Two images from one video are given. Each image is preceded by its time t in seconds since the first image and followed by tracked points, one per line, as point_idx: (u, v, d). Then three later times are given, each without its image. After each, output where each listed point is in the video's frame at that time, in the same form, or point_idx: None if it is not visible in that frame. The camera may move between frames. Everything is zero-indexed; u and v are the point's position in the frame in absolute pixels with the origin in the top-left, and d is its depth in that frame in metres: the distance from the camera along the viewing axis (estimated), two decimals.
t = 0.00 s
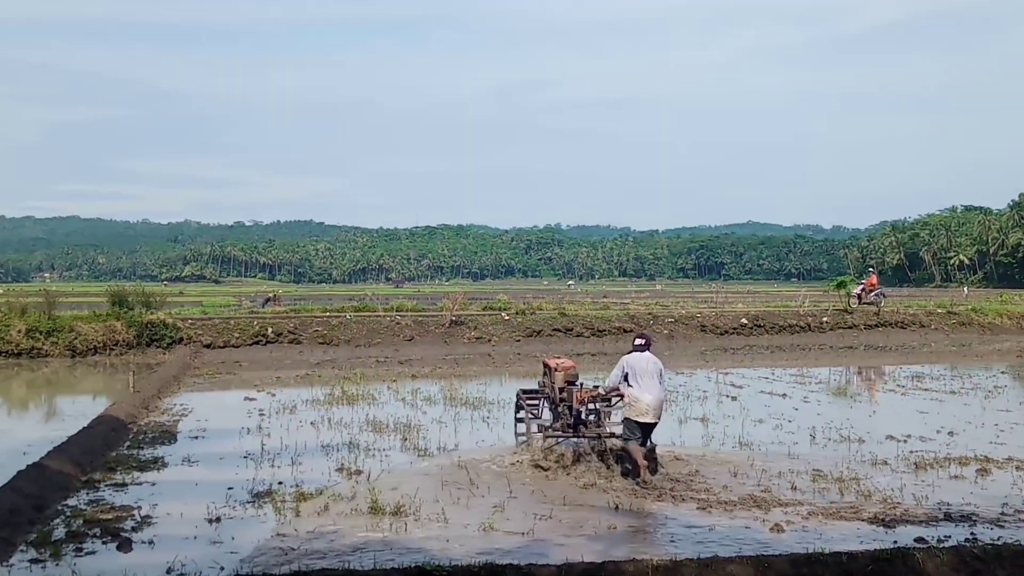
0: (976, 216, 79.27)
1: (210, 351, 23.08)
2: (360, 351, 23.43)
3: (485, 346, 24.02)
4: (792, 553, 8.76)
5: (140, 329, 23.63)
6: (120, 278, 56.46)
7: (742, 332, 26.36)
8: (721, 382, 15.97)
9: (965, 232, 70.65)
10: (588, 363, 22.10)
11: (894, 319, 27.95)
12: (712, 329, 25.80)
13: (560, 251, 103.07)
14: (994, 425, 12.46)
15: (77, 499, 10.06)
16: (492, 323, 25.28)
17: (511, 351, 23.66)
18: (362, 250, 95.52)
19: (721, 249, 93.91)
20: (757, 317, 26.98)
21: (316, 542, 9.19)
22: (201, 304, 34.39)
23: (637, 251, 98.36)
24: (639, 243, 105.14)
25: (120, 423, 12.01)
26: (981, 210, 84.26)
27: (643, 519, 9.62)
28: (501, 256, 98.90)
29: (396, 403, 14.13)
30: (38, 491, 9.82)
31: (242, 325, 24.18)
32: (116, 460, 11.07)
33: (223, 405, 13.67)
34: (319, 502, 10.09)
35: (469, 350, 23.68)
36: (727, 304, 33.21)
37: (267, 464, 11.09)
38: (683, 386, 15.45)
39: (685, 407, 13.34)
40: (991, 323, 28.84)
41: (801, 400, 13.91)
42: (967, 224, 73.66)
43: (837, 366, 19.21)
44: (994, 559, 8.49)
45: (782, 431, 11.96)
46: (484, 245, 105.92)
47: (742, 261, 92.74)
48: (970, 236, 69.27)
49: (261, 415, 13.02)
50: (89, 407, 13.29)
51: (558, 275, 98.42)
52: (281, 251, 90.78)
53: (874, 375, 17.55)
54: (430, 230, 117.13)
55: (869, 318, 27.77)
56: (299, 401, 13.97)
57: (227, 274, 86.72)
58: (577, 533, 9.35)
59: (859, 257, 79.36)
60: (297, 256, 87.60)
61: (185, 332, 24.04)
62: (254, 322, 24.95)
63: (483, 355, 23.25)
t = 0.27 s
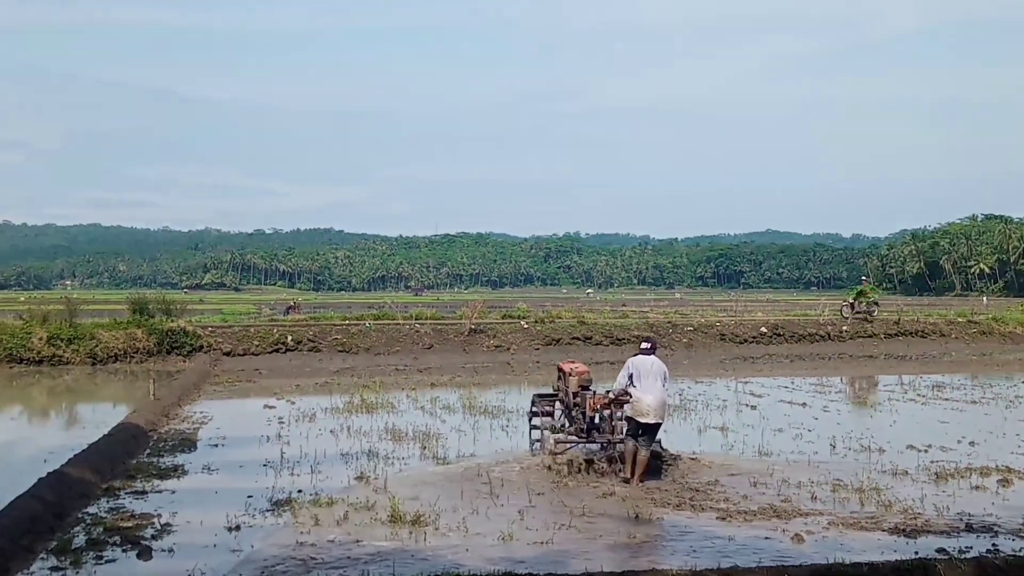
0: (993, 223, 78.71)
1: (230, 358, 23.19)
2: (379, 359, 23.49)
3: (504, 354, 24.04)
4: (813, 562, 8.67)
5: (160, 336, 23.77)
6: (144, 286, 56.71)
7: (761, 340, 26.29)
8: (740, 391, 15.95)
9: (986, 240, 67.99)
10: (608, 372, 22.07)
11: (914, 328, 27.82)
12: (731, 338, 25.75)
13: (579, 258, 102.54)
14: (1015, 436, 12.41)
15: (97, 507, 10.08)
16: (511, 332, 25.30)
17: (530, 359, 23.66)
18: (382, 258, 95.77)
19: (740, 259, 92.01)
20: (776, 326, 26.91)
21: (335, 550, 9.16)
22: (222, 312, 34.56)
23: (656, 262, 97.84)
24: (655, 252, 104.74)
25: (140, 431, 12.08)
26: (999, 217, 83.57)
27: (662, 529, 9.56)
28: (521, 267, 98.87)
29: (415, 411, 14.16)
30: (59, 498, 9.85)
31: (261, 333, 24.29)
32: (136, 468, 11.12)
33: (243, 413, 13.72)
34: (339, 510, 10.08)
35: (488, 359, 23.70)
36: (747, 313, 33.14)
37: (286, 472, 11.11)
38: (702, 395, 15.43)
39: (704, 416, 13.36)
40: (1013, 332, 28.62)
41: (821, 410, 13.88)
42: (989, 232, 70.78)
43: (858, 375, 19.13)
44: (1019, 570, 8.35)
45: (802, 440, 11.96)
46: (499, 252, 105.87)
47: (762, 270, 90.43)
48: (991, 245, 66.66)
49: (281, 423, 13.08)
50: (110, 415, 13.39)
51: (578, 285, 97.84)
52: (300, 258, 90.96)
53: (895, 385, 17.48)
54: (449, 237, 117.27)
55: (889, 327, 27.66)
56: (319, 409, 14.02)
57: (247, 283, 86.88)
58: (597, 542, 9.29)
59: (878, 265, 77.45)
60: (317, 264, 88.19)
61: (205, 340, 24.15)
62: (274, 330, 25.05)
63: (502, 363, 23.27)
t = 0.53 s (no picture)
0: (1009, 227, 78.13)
1: (248, 366, 23.28)
2: (397, 367, 23.53)
3: (522, 362, 24.03)
4: (832, 570, 8.61)
5: (179, 344, 23.88)
6: (164, 294, 56.90)
7: (779, 348, 26.21)
8: (757, 399, 15.92)
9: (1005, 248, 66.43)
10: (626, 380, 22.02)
11: (933, 336, 27.69)
12: (749, 347, 25.70)
13: (595, 266, 101.96)
14: None
15: (116, 514, 10.11)
16: (528, 340, 25.30)
17: (548, 368, 23.64)
18: (398, 265, 95.97)
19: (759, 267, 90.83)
20: (794, 334, 26.82)
21: (353, 557, 9.15)
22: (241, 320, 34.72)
23: (673, 268, 97.44)
24: (671, 258, 104.27)
25: (158, 438, 12.13)
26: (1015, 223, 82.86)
27: (681, 538, 9.52)
28: (538, 272, 98.27)
29: (433, 419, 14.18)
30: (78, 506, 9.87)
31: (279, 341, 24.37)
32: (154, 476, 11.16)
33: (261, 421, 13.77)
34: (356, 518, 10.08)
35: (506, 367, 23.69)
36: (763, 321, 33.07)
37: (304, 481, 11.13)
38: (720, 404, 15.42)
39: (720, 425, 13.36)
40: None
41: (839, 419, 13.85)
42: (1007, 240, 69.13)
43: (878, 385, 19.04)
44: None
45: (820, 449, 11.96)
46: (512, 257, 105.81)
47: (780, 278, 89.03)
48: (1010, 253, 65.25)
49: (299, 431, 13.13)
50: (129, 422, 13.47)
51: (595, 292, 97.52)
52: (317, 266, 91.11)
53: (915, 395, 17.39)
54: (467, 244, 117.20)
55: (907, 335, 27.55)
56: (337, 417, 14.05)
57: (265, 290, 86.99)
58: (614, 549, 9.24)
59: (896, 273, 76.14)
60: (335, 272, 88.42)
61: (224, 347, 24.24)
62: (292, 337, 25.12)
63: (520, 372, 23.27)
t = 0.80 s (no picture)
0: None
1: (264, 374, 23.34)
2: (413, 375, 23.54)
3: (538, 370, 24.01)
4: None
5: (195, 351, 23.96)
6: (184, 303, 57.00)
7: (796, 356, 26.12)
8: (775, 407, 15.87)
9: None
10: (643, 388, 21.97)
11: (951, 344, 27.55)
12: (765, 355, 25.64)
13: (610, 274, 101.73)
14: None
15: (133, 522, 10.12)
16: (543, 348, 25.29)
17: (564, 376, 23.62)
18: (412, 272, 95.93)
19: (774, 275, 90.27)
20: (811, 342, 26.74)
21: (368, 564, 9.11)
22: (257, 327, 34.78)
23: (689, 276, 97.09)
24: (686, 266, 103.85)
25: (175, 446, 12.17)
26: None
27: (697, 545, 9.46)
28: (554, 281, 98.14)
29: (449, 428, 14.18)
30: (95, 513, 9.89)
31: (295, 348, 24.44)
32: (170, 483, 11.19)
33: (277, 429, 13.80)
34: (371, 526, 10.06)
35: (522, 375, 23.68)
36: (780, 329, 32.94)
37: (319, 489, 11.15)
38: (737, 412, 15.39)
39: (737, 433, 13.35)
40: None
41: (856, 427, 13.81)
42: None
43: (896, 393, 18.95)
44: None
45: (837, 458, 11.93)
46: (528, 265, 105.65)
47: (795, 286, 88.45)
48: None
49: (315, 439, 13.15)
50: (146, 430, 13.53)
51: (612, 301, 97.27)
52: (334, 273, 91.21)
53: (933, 404, 17.31)
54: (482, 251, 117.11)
55: (924, 343, 27.45)
56: (353, 425, 14.07)
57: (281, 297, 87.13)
58: (631, 556, 9.18)
59: (913, 282, 75.37)
60: (351, 279, 88.62)
61: (240, 355, 24.30)
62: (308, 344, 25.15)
63: (535, 380, 23.24)
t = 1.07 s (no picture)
0: None
1: (279, 381, 23.41)
2: (427, 383, 23.57)
3: (552, 378, 24.01)
4: None
5: (210, 359, 24.04)
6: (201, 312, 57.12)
7: (810, 364, 26.07)
8: (791, 415, 15.85)
9: None
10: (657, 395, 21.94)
11: (967, 352, 27.44)
12: (780, 362, 25.59)
13: (624, 282, 101.48)
14: None
15: (148, 529, 10.14)
16: (558, 355, 25.30)
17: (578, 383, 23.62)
18: (425, 279, 96.07)
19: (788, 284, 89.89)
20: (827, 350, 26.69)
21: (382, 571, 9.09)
22: (272, 335, 34.85)
23: (702, 283, 96.80)
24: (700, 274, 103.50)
25: (189, 453, 12.21)
26: None
27: (712, 552, 9.42)
28: (569, 288, 98.78)
29: (463, 435, 14.19)
30: (111, 520, 9.91)
31: (310, 356, 24.52)
32: (185, 491, 11.23)
33: (292, 436, 13.84)
34: (385, 534, 10.05)
35: (536, 383, 23.68)
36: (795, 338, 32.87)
37: (334, 496, 11.17)
38: (752, 420, 15.38)
39: (752, 440, 13.34)
40: None
41: (872, 435, 13.78)
42: None
43: (912, 401, 18.87)
44: None
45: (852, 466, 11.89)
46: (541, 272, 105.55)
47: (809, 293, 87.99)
48: None
49: (330, 446, 13.18)
50: (161, 437, 13.59)
51: (627, 309, 97.10)
52: (348, 281, 91.31)
53: (949, 412, 17.23)
54: (495, 258, 117.07)
55: (940, 351, 27.37)
56: (367, 432, 14.10)
57: (296, 305, 87.20)
58: (645, 564, 9.14)
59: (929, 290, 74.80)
60: (364, 286, 88.77)
61: (254, 362, 24.37)
62: (323, 352, 25.21)
63: (549, 387, 23.23)
